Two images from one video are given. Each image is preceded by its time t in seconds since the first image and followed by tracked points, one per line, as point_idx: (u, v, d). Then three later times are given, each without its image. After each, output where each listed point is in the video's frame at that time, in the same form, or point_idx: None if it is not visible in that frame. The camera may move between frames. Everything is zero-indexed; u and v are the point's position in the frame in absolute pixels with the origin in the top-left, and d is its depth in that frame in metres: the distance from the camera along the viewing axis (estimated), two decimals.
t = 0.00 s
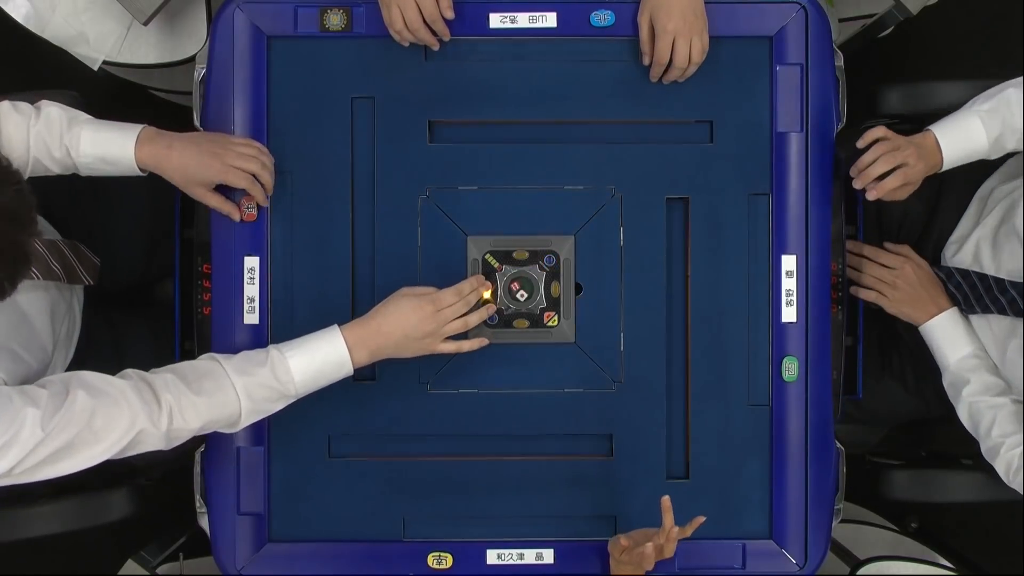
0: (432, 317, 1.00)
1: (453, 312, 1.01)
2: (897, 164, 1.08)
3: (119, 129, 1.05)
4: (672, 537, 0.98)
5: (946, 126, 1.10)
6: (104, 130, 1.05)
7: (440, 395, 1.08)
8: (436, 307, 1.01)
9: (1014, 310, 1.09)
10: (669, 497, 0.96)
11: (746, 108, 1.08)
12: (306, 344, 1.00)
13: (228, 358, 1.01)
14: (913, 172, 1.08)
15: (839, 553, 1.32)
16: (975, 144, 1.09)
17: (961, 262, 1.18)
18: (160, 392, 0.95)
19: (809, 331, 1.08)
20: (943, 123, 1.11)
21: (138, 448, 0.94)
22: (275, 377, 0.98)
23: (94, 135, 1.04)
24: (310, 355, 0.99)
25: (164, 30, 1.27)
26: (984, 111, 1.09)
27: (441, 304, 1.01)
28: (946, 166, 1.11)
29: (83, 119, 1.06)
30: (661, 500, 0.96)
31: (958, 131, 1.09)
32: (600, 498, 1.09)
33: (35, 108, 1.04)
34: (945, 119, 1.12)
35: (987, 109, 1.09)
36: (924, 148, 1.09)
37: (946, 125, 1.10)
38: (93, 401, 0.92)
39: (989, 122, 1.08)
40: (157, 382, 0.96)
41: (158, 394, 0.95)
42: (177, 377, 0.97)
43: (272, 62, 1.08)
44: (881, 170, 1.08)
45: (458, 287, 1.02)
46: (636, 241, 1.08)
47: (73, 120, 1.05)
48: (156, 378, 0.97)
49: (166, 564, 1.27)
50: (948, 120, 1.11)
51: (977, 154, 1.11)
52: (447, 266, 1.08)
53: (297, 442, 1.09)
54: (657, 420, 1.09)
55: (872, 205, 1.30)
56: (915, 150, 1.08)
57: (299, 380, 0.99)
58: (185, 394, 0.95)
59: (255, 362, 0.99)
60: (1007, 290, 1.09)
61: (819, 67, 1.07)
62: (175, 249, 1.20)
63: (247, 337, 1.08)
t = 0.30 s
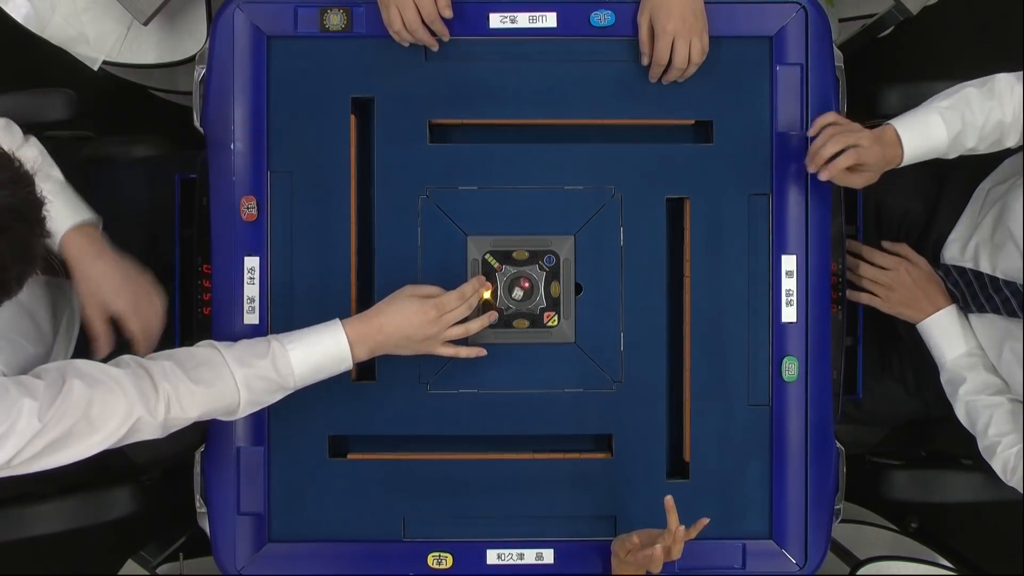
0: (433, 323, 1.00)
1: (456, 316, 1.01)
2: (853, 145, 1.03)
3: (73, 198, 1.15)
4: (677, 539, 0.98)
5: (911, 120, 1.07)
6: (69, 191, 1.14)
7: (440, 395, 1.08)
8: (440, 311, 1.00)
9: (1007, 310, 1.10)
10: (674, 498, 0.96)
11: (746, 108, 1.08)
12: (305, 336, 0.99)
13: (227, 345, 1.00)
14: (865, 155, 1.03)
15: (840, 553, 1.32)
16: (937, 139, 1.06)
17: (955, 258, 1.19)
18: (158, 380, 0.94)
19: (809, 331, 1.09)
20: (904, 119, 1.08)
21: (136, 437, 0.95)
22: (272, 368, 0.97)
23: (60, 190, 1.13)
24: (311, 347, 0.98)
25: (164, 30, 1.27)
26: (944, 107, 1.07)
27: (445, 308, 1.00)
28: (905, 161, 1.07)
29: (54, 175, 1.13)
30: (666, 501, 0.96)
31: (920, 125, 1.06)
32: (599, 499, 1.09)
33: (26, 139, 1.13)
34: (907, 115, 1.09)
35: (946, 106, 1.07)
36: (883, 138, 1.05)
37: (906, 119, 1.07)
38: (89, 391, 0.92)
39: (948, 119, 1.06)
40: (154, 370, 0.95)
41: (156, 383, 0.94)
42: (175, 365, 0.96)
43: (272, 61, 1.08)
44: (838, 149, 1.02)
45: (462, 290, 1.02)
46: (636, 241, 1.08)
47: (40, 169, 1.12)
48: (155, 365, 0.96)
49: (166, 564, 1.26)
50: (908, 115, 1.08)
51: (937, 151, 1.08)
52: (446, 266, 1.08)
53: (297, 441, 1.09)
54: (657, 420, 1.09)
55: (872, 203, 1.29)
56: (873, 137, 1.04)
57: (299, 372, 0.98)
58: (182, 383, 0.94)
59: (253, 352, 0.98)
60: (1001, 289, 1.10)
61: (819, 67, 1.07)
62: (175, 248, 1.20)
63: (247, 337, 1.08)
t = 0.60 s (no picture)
0: (432, 325, 0.97)
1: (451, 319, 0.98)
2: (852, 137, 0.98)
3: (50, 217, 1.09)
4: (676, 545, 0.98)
5: (912, 107, 1.01)
6: (42, 210, 1.08)
7: (440, 396, 1.08)
8: (436, 313, 0.97)
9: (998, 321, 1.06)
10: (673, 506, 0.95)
11: (746, 108, 1.08)
12: (275, 353, 0.96)
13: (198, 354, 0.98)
14: (866, 146, 0.97)
15: (840, 553, 1.32)
16: (938, 127, 1.01)
17: (951, 269, 1.15)
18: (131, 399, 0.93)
19: (809, 331, 1.09)
20: (904, 105, 1.02)
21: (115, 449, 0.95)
22: (245, 387, 0.95)
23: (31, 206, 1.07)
24: (283, 365, 0.96)
25: (164, 30, 1.27)
26: (942, 94, 1.02)
27: (441, 311, 0.97)
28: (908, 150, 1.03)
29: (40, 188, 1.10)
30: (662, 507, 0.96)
31: (921, 112, 1.01)
32: (599, 499, 1.09)
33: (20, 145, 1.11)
34: (906, 101, 1.03)
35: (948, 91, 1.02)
36: (882, 126, 1.00)
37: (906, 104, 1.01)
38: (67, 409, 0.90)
39: (949, 105, 1.01)
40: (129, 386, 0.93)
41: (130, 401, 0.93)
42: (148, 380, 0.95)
43: (272, 62, 1.08)
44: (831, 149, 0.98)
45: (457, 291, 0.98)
46: (636, 241, 1.08)
47: (27, 182, 1.09)
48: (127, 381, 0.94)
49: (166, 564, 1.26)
50: (907, 101, 1.03)
51: (935, 140, 1.03)
52: (446, 266, 1.08)
53: (298, 441, 1.09)
54: (657, 420, 1.09)
55: (872, 204, 1.31)
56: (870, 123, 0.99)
57: (270, 389, 0.96)
58: (151, 404, 0.93)
59: (223, 369, 0.95)
60: (992, 299, 1.06)
61: (819, 67, 1.07)
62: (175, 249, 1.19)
63: (247, 336, 1.08)
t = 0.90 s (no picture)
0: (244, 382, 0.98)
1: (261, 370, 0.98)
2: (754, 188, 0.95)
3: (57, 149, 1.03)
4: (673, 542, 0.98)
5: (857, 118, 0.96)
6: (45, 148, 1.03)
7: (440, 396, 1.08)
8: (241, 368, 0.97)
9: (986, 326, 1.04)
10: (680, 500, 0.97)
11: (746, 108, 1.08)
12: (113, 419, 1.01)
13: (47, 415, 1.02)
14: (773, 195, 0.95)
15: (840, 552, 1.32)
16: (889, 134, 0.96)
17: (946, 278, 1.15)
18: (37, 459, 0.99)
19: (808, 332, 1.09)
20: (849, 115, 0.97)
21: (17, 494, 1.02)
22: (107, 454, 1.01)
23: (33, 149, 1.02)
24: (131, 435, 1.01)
25: (164, 30, 1.27)
26: (891, 98, 0.97)
27: (247, 365, 0.97)
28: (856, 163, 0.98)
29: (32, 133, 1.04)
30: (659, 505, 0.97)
31: (868, 121, 0.96)
32: (599, 499, 1.09)
33: None
34: (850, 110, 0.98)
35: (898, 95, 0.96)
36: (801, 162, 0.95)
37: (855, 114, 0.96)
38: None
39: (900, 109, 0.96)
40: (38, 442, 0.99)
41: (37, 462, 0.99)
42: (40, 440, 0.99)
43: (272, 62, 1.08)
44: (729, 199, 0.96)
45: (257, 338, 0.98)
46: (636, 241, 1.08)
47: (19, 131, 1.03)
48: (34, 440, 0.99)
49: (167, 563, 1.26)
50: (854, 108, 0.98)
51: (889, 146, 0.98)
52: (446, 266, 1.08)
53: (298, 441, 1.09)
54: (657, 420, 1.09)
55: (869, 202, 1.31)
56: (777, 165, 0.95)
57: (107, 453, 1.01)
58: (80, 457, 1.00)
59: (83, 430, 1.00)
60: (983, 305, 1.04)
61: (819, 68, 1.08)
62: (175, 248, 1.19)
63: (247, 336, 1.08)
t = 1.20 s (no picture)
0: (245, 434, 1.03)
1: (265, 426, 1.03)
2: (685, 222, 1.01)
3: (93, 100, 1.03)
4: (623, 496, 1.02)
5: (794, 153, 1.00)
6: (82, 101, 1.02)
7: (440, 395, 1.08)
8: (249, 423, 1.02)
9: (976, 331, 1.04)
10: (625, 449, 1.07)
11: (746, 108, 1.08)
12: (105, 438, 1.03)
13: (35, 428, 1.04)
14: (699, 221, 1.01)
15: (839, 553, 1.32)
16: (824, 169, 1.00)
17: (942, 279, 1.15)
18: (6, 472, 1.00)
19: (808, 332, 1.08)
20: (788, 148, 1.00)
21: None
22: (91, 472, 1.04)
23: (72, 105, 1.01)
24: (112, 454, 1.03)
25: (164, 30, 1.27)
26: (831, 132, 0.99)
27: (254, 421, 1.02)
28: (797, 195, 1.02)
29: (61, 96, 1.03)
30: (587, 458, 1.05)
31: (803, 157, 0.99)
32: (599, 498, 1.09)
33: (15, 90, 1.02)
34: (791, 142, 1.01)
35: (834, 131, 0.99)
36: (733, 190, 1.00)
37: (791, 153, 0.99)
38: None
39: (836, 145, 0.99)
40: (15, 453, 1.00)
41: (14, 475, 1.00)
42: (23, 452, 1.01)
43: (272, 62, 1.08)
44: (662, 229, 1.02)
45: (269, 404, 1.02)
46: (636, 240, 1.08)
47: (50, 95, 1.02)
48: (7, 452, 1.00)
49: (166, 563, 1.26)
50: (793, 144, 1.01)
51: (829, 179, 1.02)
52: (446, 266, 1.08)
53: (298, 441, 1.09)
54: (658, 421, 1.09)
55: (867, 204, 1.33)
56: (707, 194, 1.01)
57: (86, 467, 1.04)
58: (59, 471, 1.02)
59: (75, 448, 1.03)
60: (975, 308, 1.04)
61: (819, 67, 1.07)
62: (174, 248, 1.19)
63: (247, 336, 1.08)
